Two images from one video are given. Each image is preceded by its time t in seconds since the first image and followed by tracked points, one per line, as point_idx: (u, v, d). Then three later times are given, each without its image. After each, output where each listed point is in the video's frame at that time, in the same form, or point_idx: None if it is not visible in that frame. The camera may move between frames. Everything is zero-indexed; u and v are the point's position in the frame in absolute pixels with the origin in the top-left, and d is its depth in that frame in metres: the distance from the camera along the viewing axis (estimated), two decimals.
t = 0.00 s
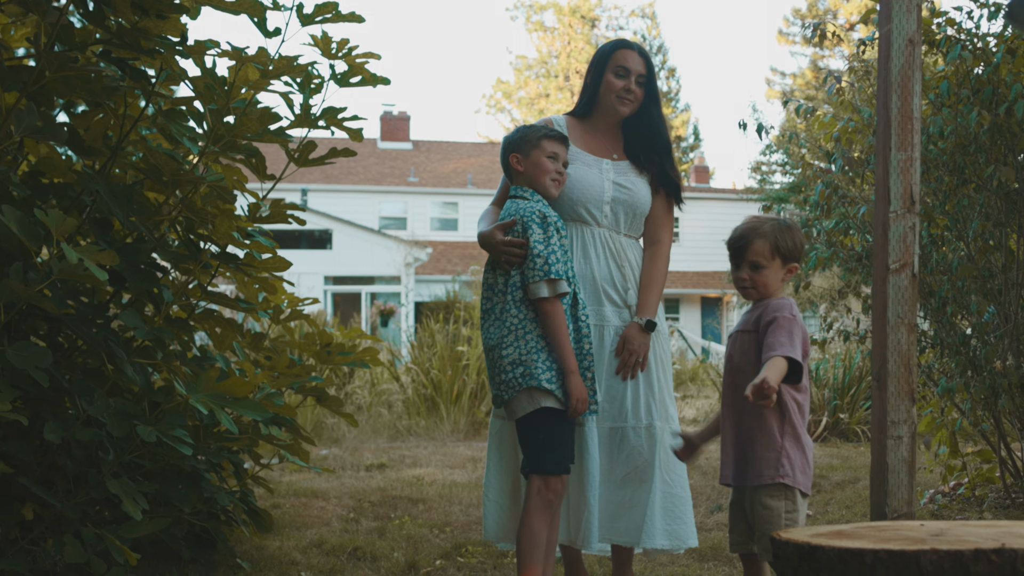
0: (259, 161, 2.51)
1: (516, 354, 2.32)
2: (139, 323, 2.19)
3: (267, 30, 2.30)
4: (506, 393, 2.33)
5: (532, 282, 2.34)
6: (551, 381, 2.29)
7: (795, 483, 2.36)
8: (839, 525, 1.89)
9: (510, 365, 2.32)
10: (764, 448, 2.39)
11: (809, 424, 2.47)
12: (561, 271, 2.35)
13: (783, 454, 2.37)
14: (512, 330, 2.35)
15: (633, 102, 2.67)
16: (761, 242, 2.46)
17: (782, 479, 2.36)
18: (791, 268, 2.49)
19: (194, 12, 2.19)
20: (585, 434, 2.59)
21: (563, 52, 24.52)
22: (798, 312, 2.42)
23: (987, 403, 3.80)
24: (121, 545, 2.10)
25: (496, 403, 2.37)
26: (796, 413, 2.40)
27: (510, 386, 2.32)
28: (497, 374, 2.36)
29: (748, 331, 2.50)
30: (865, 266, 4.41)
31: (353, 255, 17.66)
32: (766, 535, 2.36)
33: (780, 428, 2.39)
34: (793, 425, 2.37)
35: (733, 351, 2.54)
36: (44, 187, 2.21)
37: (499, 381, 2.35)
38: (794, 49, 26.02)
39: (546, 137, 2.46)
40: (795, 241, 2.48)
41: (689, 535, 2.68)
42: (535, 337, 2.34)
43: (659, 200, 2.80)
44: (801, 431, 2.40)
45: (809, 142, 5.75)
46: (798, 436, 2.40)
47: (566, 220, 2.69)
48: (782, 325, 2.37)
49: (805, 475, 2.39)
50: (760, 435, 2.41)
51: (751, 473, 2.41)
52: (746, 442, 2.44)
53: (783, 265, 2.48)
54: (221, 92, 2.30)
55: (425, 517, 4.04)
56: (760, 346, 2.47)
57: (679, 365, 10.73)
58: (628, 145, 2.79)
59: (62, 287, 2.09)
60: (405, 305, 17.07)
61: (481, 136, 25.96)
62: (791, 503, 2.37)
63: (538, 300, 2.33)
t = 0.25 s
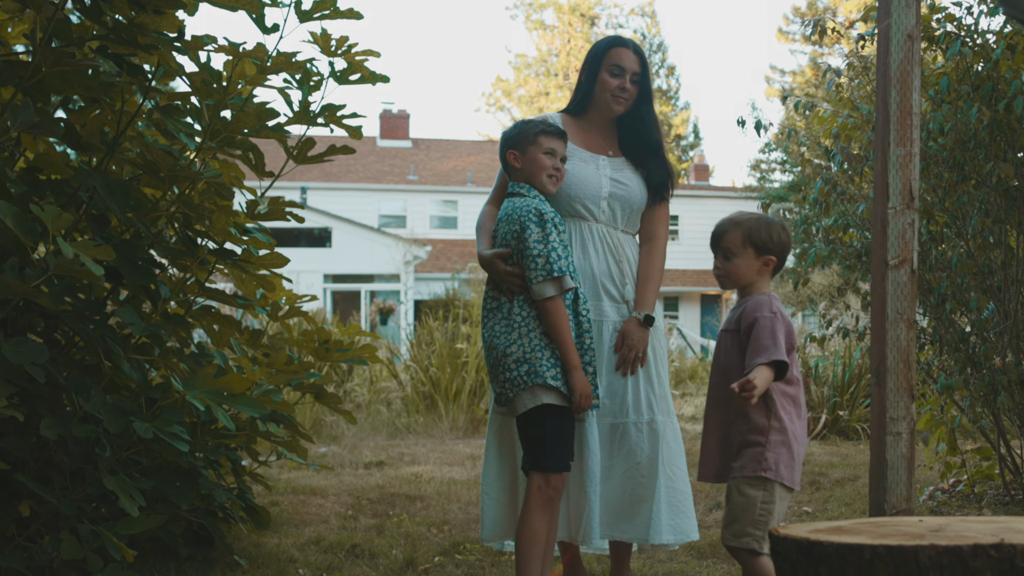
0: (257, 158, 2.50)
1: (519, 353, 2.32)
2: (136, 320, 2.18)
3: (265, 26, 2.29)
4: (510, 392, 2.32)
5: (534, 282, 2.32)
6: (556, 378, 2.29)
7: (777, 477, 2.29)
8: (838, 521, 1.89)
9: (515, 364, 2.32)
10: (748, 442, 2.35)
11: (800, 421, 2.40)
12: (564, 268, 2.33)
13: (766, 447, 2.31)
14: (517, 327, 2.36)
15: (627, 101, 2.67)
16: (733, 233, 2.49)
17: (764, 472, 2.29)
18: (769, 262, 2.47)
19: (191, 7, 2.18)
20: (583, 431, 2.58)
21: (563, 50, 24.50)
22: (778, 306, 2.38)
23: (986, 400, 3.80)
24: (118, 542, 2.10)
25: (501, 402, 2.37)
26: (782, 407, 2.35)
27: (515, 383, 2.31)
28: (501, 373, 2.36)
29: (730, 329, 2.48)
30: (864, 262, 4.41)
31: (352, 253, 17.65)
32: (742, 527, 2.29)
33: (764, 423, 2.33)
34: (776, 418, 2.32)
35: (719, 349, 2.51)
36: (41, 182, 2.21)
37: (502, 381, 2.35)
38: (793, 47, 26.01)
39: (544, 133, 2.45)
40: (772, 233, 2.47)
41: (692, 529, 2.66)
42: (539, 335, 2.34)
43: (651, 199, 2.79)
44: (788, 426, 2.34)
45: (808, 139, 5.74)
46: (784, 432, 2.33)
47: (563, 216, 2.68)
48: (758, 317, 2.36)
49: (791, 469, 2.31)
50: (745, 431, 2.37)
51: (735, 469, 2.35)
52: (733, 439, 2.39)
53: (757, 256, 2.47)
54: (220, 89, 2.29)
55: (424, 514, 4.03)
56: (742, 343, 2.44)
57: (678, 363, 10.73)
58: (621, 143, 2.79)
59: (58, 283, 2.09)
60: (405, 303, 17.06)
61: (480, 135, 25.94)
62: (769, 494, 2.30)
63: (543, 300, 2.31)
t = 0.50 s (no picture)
0: (255, 154, 2.48)
1: (514, 348, 2.33)
2: (133, 314, 2.17)
3: (264, 21, 2.28)
4: (504, 386, 2.33)
5: (526, 278, 2.30)
6: (548, 374, 2.29)
7: (764, 472, 2.26)
8: (836, 516, 1.88)
9: (510, 358, 2.32)
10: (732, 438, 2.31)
11: (789, 414, 2.35)
12: (554, 265, 2.30)
13: (750, 443, 2.28)
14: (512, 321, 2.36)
15: (625, 97, 2.66)
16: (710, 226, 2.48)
17: (749, 469, 2.27)
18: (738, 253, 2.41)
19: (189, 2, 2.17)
20: (581, 426, 2.58)
21: (562, 47, 24.47)
22: (753, 300, 2.33)
23: (986, 395, 3.79)
24: (115, 537, 2.10)
25: (497, 396, 2.37)
26: (764, 403, 2.31)
27: (508, 377, 2.32)
28: (497, 366, 2.37)
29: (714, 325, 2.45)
30: (864, 258, 4.40)
31: (351, 250, 17.64)
32: (734, 523, 2.28)
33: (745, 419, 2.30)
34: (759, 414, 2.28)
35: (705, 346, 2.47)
36: (37, 178, 2.20)
37: (498, 374, 2.36)
38: (792, 44, 25.98)
39: (542, 127, 2.44)
40: (740, 225, 2.41)
41: (690, 523, 2.67)
42: (533, 332, 2.33)
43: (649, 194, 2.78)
44: (771, 421, 2.29)
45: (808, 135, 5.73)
46: (767, 427, 2.29)
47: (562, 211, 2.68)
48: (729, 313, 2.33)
49: (778, 462, 2.28)
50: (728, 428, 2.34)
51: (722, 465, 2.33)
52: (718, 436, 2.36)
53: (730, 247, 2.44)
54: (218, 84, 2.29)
55: (423, 510, 4.03)
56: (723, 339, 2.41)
57: (678, 359, 10.73)
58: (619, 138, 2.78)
59: (55, 278, 2.08)
60: (404, 300, 17.05)
61: (480, 132, 25.92)
62: (759, 488, 2.28)
63: (535, 296, 2.29)
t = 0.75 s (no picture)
0: (252, 148, 2.48)
1: (510, 341, 2.34)
2: (131, 308, 2.17)
3: (263, 15, 2.27)
4: (498, 377, 2.33)
5: (516, 274, 2.30)
6: (540, 370, 2.29)
7: (757, 469, 2.27)
8: (836, 509, 1.88)
9: (504, 350, 2.33)
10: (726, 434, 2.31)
11: (783, 410, 2.35)
12: (544, 263, 2.29)
13: (744, 439, 2.28)
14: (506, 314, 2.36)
15: (626, 95, 2.65)
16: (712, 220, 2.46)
17: (743, 465, 2.27)
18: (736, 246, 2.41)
19: None
20: (581, 420, 2.58)
21: (562, 43, 24.43)
22: (750, 295, 2.33)
23: (984, 390, 3.79)
24: (114, 531, 2.10)
25: (493, 387, 2.39)
26: (758, 398, 2.30)
27: (504, 371, 2.32)
28: (493, 358, 2.38)
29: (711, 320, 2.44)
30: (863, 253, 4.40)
31: (351, 245, 17.63)
32: (728, 520, 2.28)
33: (739, 416, 2.30)
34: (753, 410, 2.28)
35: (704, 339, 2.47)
36: (36, 171, 2.19)
37: (494, 366, 2.37)
38: (792, 39, 25.95)
39: (540, 121, 2.44)
40: (739, 218, 2.40)
41: (687, 517, 2.69)
42: (525, 326, 2.34)
43: (648, 189, 2.78)
44: (765, 417, 2.29)
45: (807, 130, 5.72)
46: (761, 423, 2.29)
47: (562, 204, 2.67)
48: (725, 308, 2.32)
49: (771, 459, 2.29)
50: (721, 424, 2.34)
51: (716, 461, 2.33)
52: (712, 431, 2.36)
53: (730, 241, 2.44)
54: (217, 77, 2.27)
55: (421, 504, 4.03)
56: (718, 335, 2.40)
57: (677, 355, 10.74)
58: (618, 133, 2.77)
59: (53, 272, 2.07)
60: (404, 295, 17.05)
61: (479, 127, 25.89)
62: (753, 486, 2.28)
63: (524, 292, 2.29)
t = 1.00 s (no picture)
0: (251, 142, 2.47)
1: (506, 339, 2.33)
2: (130, 303, 2.16)
3: (262, 9, 2.26)
4: (496, 375, 2.34)
5: (510, 270, 2.30)
6: (536, 367, 2.28)
7: (756, 467, 2.26)
8: (835, 504, 1.88)
9: (501, 349, 2.32)
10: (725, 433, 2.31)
11: (784, 407, 2.34)
12: (538, 260, 2.29)
13: (742, 438, 2.28)
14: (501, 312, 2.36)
15: (628, 94, 2.63)
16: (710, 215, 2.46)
17: (741, 465, 2.27)
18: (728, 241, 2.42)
19: None
20: (579, 415, 2.58)
21: (562, 37, 24.38)
22: (747, 293, 2.32)
23: (984, 385, 3.79)
24: (113, 525, 2.10)
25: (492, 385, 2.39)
26: (758, 396, 2.30)
27: (502, 367, 2.32)
28: (490, 354, 2.39)
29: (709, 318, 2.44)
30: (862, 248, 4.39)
31: (350, 240, 17.62)
32: (727, 519, 2.28)
33: (738, 414, 2.30)
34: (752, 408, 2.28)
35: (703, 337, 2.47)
36: (35, 166, 2.18)
37: (491, 363, 2.37)
38: (792, 34, 25.89)
39: (538, 117, 2.43)
40: (732, 213, 2.41)
41: (684, 510, 2.69)
42: (521, 324, 2.33)
43: (649, 186, 2.78)
44: (764, 415, 2.29)
45: (807, 125, 5.71)
46: (759, 422, 2.29)
47: (562, 199, 2.67)
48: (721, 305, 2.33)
49: (770, 458, 2.28)
50: (721, 422, 2.34)
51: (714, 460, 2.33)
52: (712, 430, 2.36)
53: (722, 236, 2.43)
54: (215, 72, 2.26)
55: (421, 499, 4.03)
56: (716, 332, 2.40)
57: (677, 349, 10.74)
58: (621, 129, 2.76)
59: (52, 266, 2.07)
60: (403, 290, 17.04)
61: (479, 122, 25.85)
62: (752, 484, 2.27)
63: (517, 289, 2.30)
